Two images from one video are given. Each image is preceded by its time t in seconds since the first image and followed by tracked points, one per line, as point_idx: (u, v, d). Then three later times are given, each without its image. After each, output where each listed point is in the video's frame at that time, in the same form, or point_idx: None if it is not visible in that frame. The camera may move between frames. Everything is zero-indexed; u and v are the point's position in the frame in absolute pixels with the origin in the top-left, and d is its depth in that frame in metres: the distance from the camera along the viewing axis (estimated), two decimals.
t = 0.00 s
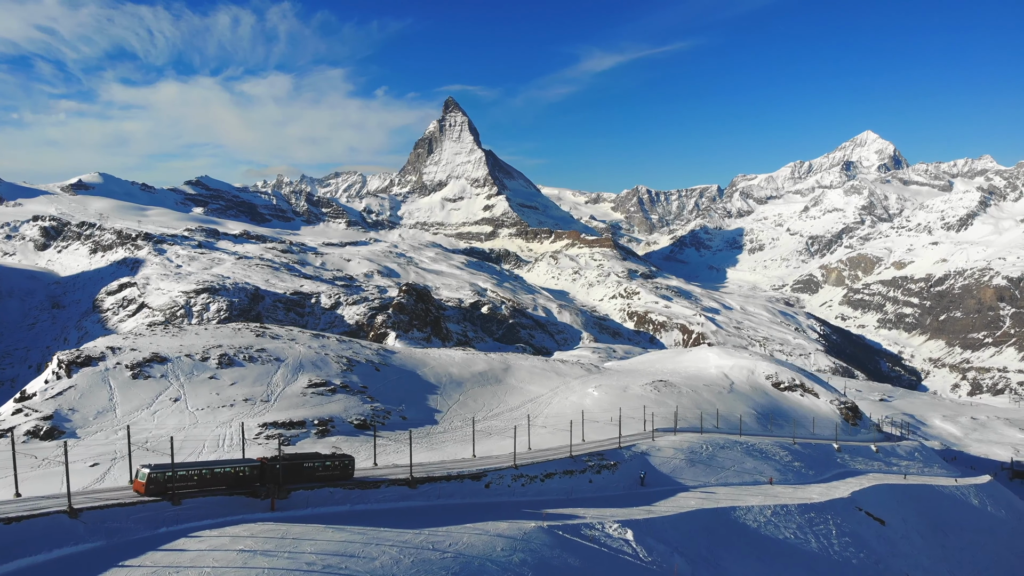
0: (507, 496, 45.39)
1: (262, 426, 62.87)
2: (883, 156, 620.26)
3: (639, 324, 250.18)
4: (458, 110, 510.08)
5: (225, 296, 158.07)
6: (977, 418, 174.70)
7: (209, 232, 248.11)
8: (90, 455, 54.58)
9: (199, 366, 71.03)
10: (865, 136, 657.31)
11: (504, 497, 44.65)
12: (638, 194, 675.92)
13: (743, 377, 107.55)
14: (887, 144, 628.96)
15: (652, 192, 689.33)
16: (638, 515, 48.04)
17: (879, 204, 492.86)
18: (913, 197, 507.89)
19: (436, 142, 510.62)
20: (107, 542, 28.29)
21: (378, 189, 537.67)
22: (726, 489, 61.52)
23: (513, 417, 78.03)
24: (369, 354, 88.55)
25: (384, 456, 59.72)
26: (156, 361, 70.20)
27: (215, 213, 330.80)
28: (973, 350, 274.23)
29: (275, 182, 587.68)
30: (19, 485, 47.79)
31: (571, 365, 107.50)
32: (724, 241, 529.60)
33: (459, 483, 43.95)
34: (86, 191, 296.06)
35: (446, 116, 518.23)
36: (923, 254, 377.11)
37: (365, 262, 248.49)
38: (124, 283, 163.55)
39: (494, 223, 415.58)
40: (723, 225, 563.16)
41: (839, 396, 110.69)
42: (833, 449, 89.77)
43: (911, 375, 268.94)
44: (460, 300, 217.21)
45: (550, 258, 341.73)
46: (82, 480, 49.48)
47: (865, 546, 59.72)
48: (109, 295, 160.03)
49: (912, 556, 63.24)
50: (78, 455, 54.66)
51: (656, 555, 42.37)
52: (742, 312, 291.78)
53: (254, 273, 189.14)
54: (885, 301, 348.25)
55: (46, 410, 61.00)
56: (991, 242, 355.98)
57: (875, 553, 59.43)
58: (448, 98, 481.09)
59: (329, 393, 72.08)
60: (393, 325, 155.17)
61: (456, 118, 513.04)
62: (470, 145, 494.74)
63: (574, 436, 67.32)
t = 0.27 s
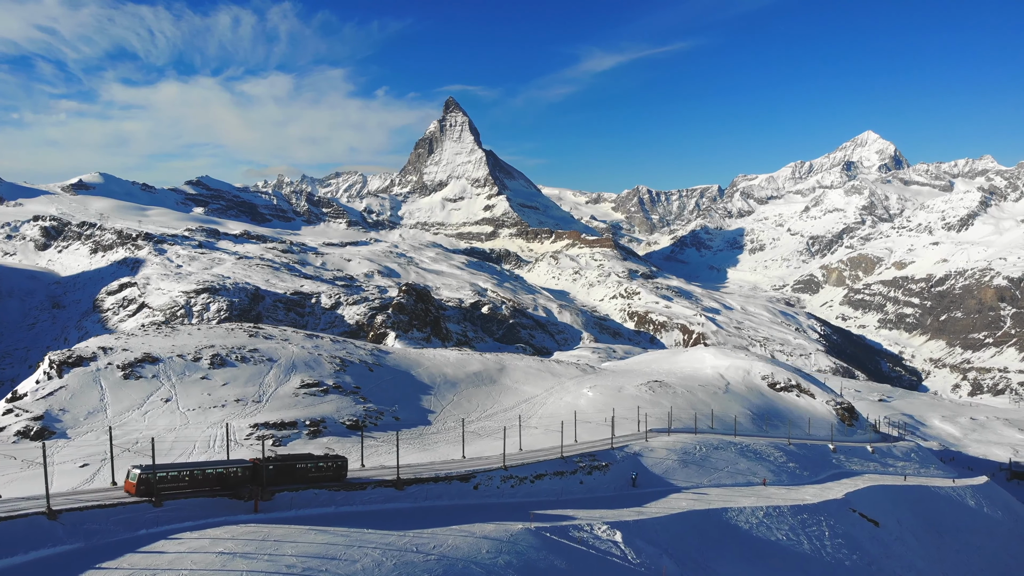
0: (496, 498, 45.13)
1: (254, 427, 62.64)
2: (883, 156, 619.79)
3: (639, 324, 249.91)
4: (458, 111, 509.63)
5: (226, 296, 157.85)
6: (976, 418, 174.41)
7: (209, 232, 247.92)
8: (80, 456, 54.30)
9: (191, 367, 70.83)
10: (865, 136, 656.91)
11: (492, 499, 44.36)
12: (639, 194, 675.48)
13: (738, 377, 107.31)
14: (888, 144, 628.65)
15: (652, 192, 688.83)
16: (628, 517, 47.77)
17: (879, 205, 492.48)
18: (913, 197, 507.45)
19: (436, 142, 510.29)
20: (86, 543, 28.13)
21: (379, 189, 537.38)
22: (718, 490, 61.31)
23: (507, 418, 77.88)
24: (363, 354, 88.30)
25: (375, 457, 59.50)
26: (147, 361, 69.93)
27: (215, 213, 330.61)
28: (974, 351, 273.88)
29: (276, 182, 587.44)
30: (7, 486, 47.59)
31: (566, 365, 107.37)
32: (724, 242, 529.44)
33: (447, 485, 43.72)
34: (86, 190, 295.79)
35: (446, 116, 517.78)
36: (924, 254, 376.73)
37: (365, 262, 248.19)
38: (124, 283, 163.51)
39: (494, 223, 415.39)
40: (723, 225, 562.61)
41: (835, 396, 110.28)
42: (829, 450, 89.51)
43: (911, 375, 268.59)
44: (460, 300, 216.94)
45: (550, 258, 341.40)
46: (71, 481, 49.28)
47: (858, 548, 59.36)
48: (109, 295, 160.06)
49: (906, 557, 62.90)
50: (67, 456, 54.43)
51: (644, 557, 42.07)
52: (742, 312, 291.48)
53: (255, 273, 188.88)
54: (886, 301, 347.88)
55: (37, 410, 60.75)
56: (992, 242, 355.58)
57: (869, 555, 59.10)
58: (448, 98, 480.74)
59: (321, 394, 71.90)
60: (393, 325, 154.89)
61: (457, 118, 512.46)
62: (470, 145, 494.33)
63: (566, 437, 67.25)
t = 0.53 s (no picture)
0: (485, 499, 44.92)
1: (245, 427, 62.45)
2: (885, 156, 619.15)
3: (640, 324, 249.63)
4: (459, 111, 509.14)
5: (226, 296, 157.68)
6: (976, 419, 174.04)
7: (210, 233, 247.84)
8: (71, 457, 54.12)
9: (183, 367, 70.65)
10: (867, 137, 656.37)
11: (481, 501, 44.08)
12: (640, 194, 675.07)
13: (734, 378, 107.04)
14: (890, 144, 627.76)
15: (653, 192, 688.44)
16: (619, 518, 47.52)
17: (881, 205, 492.00)
18: (915, 197, 506.73)
19: (437, 142, 510.00)
20: (64, 546, 27.94)
21: (380, 189, 537.24)
22: (711, 492, 61.03)
23: (501, 418, 77.60)
24: (357, 355, 88.06)
25: (367, 458, 59.28)
26: (140, 362, 69.76)
27: (216, 213, 330.63)
28: (975, 351, 273.48)
29: (277, 182, 587.46)
30: None
31: (562, 366, 107.17)
32: (725, 242, 528.99)
33: (435, 486, 43.48)
34: (87, 191, 295.93)
35: (447, 116, 517.44)
36: (926, 255, 376.26)
37: (366, 263, 247.96)
38: (125, 283, 163.53)
39: (495, 223, 415.33)
40: (724, 225, 561.98)
41: (832, 397, 109.90)
42: (825, 450, 89.27)
43: (912, 376, 268.13)
44: (461, 300, 216.70)
45: (551, 258, 341.01)
46: (61, 482, 49.09)
47: (852, 550, 59.00)
48: (110, 295, 160.10)
49: (900, 559, 62.57)
50: (58, 457, 54.25)
51: (633, 559, 41.82)
52: (743, 312, 291.16)
53: (255, 273, 188.70)
54: (887, 302, 347.41)
55: (28, 411, 60.54)
56: (993, 242, 354.96)
57: (862, 557, 58.74)
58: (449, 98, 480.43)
59: (314, 394, 71.74)
60: (393, 325, 154.66)
61: (458, 118, 511.98)
62: (471, 145, 493.97)
63: (559, 439, 67.07)
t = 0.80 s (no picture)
0: (475, 500, 44.78)
1: (238, 428, 62.32)
2: (886, 156, 618.70)
3: (641, 324, 249.38)
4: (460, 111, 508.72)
5: (227, 296, 157.56)
6: (976, 419, 173.72)
7: (212, 233, 247.77)
8: (63, 458, 53.87)
9: (177, 367, 70.53)
10: (868, 136, 655.71)
11: (471, 502, 43.90)
12: (641, 194, 674.67)
13: (731, 378, 106.85)
14: (891, 144, 626.94)
15: (655, 192, 688.02)
16: (610, 519, 47.31)
17: (882, 205, 491.37)
18: (916, 198, 506.24)
19: (438, 142, 509.73)
20: (46, 546, 27.86)
21: (381, 189, 536.98)
22: (705, 493, 60.78)
23: (496, 419, 77.44)
24: (352, 356, 87.93)
25: (361, 459, 59.15)
26: (133, 362, 69.63)
27: (217, 213, 330.63)
28: (976, 351, 273.16)
29: (278, 183, 587.61)
30: None
31: (559, 366, 107.10)
32: (726, 242, 528.66)
33: (425, 488, 43.31)
34: (89, 191, 296.10)
35: (448, 116, 517.08)
36: (927, 255, 375.78)
37: (367, 263, 247.89)
38: (126, 283, 163.61)
39: (496, 223, 415.16)
40: (726, 226, 561.48)
41: (830, 397, 109.54)
42: (821, 451, 89.02)
43: (914, 376, 267.75)
44: (462, 300, 216.53)
45: (552, 258, 340.63)
46: (53, 482, 48.98)
47: (846, 552, 58.61)
48: (112, 295, 160.25)
49: (896, 561, 62.09)
50: (50, 457, 54.09)
51: (623, 561, 41.54)
52: (744, 312, 291.05)
53: (256, 273, 188.60)
54: (888, 302, 346.96)
55: (21, 411, 60.37)
56: (995, 242, 354.35)
57: (857, 559, 58.36)
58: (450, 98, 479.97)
59: (308, 395, 71.64)
60: (393, 325, 154.52)
61: (459, 118, 511.36)
62: (472, 145, 493.63)
63: (553, 439, 66.94)
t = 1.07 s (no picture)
0: (463, 502, 44.54)
1: (229, 429, 62.12)
2: (887, 156, 618.08)
3: (642, 324, 249.16)
4: (461, 111, 508.43)
5: (228, 296, 157.27)
6: (977, 419, 173.33)
7: (212, 233, 247.56)
8: (53, 458, 53.65)
9: (168, 368, 70.36)
10: (869, 136, 655.04)
11: (459, 503, 43.63)
12: (643, 194, 674.27)
13: (727, 379, 106.59)
14: (892, 144, 626.25)
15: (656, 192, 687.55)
16: (600, 521, 47.05)
17: (883, 205, 490.79)
18: (917, 198, 505.62)
19: (439, 142, 509.47)
20: (26, 548, 27.77)
21: (382, 189, 536.82)
22: (697, 494, 60.48)
23: (490, 420, 77.23)
24: (346, 356, 87.69)
25: (353, 460, 58.92)
26: (125, 362, 69.48)
27: (219, 213, 330.58)
28: (978, 352, 272.74)
29: (279, 183, 587.68)
30: None
31: (556, 366, 106.84)
32: (728, 242, 528.16)
33: (413, 489, 43.08)
34: (90, 191, 296.23)
35: (450, 116, 516.80)
36: (929, 255, 375.24)
37: (368, 263, 247.73)
38: (127, 282, 163.60)
39: (497, 223, 415.02)
40: (727, 226, 560.96)
41: (826, 398, 109.22)
42: (817, 452, 88.69)
43: (915, 376, 267.41)
44: (462, 300, 216.25)
45: (553, 258, 340.32)
46: (42, 483, 48.79)
47: (840, 554, 58.14)
48: (112, 295, 160.33)
49: (890, 563, 61.63)
50: (39, 458, 53.83)
51: (611, 563, 41.25)
52: (745, 312, 290.82)
53: (257, 273, 188.32)
54: (890, 302, 346.35)
55: (11, 411, 60.12)
56: (997, 242, 353.66)
57: (850, 561, 57.91)
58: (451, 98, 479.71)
59: (300, 396, 71.47)
60: (393, 325, 154.32)
61: (461, 118, 510.74)
62: (473, 145, 493.35)
63: (546, 440, 66.79)
